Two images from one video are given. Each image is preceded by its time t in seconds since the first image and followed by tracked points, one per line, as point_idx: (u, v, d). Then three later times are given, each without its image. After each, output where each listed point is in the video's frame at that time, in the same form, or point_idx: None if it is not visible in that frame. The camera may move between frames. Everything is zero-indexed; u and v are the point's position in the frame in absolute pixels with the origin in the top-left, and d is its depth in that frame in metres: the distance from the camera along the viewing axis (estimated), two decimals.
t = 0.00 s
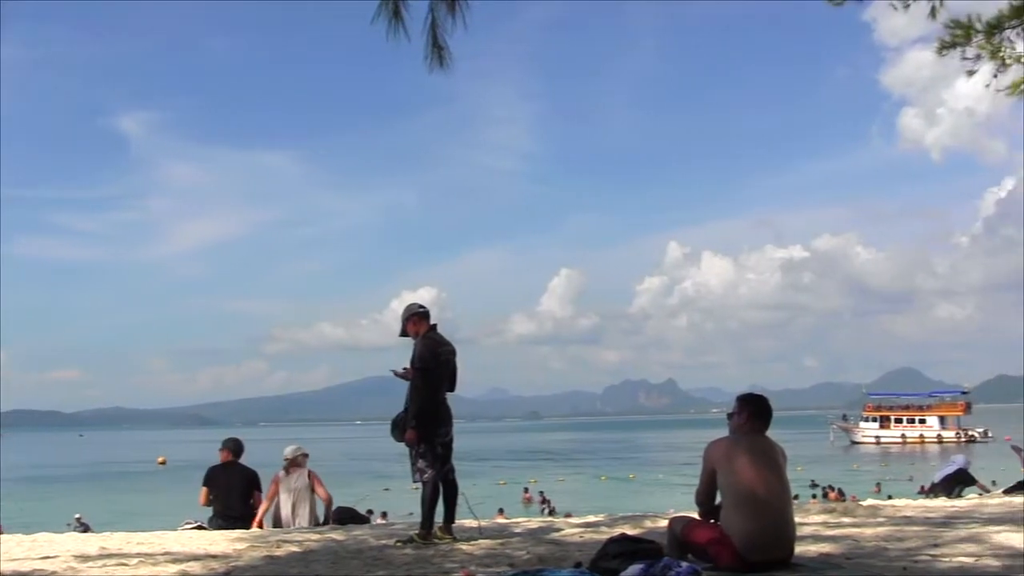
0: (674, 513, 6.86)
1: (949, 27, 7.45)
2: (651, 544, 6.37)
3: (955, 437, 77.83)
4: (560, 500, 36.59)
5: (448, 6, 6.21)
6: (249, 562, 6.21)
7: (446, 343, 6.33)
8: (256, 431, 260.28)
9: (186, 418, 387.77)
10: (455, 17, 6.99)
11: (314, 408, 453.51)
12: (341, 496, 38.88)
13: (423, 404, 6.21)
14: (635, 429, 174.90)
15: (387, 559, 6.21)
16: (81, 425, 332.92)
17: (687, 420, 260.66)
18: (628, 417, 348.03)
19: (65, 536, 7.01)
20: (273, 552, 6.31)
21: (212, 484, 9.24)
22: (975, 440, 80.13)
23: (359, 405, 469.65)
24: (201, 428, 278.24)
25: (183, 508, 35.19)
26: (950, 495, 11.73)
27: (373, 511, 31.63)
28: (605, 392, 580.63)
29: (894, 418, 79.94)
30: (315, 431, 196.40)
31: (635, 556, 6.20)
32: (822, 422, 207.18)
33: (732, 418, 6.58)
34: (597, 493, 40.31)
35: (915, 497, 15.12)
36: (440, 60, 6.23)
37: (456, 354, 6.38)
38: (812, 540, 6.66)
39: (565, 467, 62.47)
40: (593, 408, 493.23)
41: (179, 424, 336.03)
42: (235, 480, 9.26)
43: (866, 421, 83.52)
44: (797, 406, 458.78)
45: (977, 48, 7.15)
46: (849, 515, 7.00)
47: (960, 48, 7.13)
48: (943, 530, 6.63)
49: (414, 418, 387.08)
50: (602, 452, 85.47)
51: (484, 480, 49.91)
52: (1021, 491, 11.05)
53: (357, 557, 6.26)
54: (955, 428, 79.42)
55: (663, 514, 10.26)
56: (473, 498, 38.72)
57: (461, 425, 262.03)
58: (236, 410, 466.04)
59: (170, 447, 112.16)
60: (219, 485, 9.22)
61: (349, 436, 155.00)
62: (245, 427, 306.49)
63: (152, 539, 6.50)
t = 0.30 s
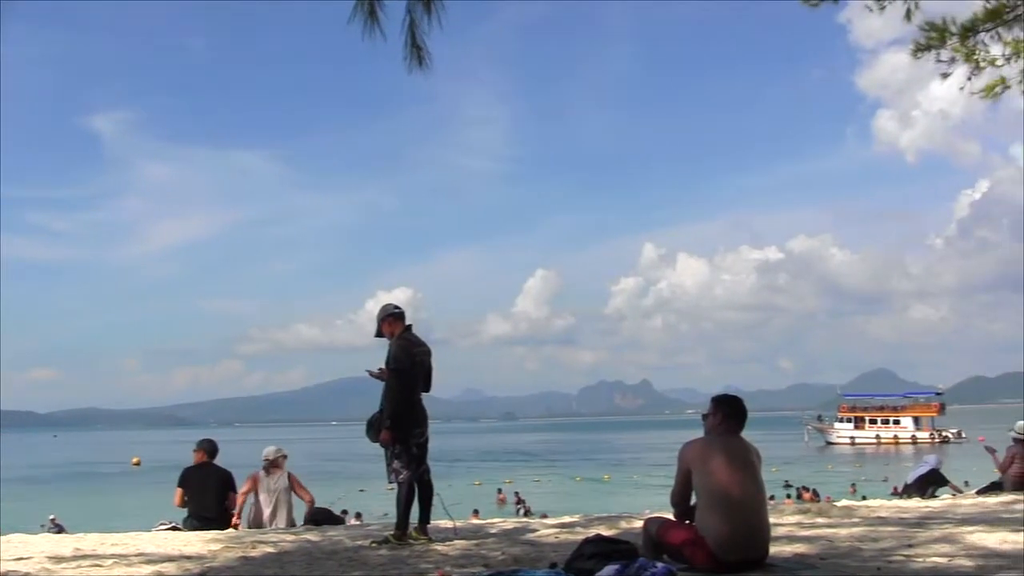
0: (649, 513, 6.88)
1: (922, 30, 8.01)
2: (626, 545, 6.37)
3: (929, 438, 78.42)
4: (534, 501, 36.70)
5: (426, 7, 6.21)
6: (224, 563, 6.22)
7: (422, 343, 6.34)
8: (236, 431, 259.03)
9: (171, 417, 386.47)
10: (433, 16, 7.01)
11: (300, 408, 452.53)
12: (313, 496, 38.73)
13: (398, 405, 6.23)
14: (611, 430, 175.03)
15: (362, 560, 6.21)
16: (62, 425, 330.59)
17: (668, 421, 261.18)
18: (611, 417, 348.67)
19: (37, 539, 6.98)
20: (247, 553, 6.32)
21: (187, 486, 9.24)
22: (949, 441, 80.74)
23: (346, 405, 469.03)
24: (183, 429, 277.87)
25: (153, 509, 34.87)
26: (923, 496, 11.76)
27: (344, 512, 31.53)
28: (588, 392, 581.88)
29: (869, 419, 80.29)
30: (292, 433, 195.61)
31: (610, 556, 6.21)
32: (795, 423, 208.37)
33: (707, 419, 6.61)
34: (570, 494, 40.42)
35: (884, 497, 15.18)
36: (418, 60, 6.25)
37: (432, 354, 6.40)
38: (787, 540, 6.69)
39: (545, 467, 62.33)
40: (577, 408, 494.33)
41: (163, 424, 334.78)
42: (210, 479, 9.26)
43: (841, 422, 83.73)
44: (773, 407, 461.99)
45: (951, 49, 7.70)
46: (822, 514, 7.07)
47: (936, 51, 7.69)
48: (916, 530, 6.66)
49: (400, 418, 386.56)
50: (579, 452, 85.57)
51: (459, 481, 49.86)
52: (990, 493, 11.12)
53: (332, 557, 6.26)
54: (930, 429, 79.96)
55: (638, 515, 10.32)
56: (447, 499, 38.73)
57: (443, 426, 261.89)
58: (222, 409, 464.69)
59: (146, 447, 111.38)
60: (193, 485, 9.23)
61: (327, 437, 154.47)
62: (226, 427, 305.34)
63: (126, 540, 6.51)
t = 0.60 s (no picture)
0: (624, 515, 6.89)
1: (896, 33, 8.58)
2: (600, 545, 6.39)
3: (903, 438, 79.03)
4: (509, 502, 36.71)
5: (400, 8, 6.22)
6: (199, 564, 6.21)
7: (397, 344, 6.34)
8: (217, 430, 257.80)
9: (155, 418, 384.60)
10: (408, 19, 7.01)
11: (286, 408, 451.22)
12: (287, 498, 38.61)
13: (373, 405, 6.23)
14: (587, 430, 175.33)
15: (337, 561, 6.20)
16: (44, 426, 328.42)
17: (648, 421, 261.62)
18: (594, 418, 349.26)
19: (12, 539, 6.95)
20: (223, 554, 6.31)
21: (162, 486, 9.26)
22: (924, 441, 81.31)
23: (332, 404, 468.14)
24: (163, 429, 276.21)
25: (125, 510, 34.62)
26: (896, 496, 11.78)
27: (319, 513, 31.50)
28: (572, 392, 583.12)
29: (844, 420, 80.67)
30: (269, 434, 194.50)
31: (585, 557, 6.21)
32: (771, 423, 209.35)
33: (682, 421, 6.63)
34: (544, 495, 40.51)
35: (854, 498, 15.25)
36: (392, 62, 6.25)
37: (407, 354, 6.40)
38: (761, 541, 6.73)
39: (524, 468, 62.19)
40: (562, 408, 495.05)
41: (146, 424, 333.12)
42: (185, 481, 9.29)
43: (816, 423, 83.68)
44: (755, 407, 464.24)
45: (925, 51, 8.27)
46: (797, 516, 7.11)
47: (910, 53, 8.26)
48: (890, 531, 6.69)
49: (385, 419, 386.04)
50: (558, 453, 85.57)
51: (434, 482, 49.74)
52: (963, 493, 11.17)
53: (307, 558, 6.25)
54: (904, 429, 80.61)
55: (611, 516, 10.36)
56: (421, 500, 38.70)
57: (421, 428, 261.21)
58: (207, 410, 462.78)
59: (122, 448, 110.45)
60: (169, 485, 9.25)
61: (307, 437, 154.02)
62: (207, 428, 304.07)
63: (100, 542, 6.50)
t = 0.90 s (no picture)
0: (607, 515, 6.90)
1: (878, 36, 8.79)
2: (584, 546, 6.39)
3: (886, 439, 79.45)
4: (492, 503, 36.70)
5: (381, 7, 6.22)
6: (181, 564, 6.20)
7: (381, 344, 6.32)
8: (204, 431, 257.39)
9: (144, 418, 383.48)
10: (390, 15, 6.99)
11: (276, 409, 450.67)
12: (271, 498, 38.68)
13: (356, 404, 6.23)
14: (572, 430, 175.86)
15: (320, 562, 6.19)
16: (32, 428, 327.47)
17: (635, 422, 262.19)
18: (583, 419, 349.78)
19: None
20: (206, 554, 6.31)
21: (145, 487, 9.34)
22: (907, 441, 81.77)
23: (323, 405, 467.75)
24: (150, 429, 275.50)
25: (109, 511, 34.67)
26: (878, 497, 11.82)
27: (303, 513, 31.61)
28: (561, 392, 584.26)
29: (827, 420, 80.83)
30: (253, 434, 194.07)
31: (568, 558, 6.21)
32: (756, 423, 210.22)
33: (665, 420, 6.65)
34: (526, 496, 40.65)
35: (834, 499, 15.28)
36: (373, 60, 6.25)
37: (391, 354, 6.39)
38: (745, 541, 6.75)
39: (510, 468, 62.30)
40: (552, 408, 495.70)
41: (134, 424, 332.26)
42: (167, 482, 9.39)
43: (799, 423, 83.34)
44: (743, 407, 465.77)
45: (906, 53, 8.47)
46: (779, 516, 7.14)
47: (892, 55, 8.47)
48: (873, 532, 6.71)
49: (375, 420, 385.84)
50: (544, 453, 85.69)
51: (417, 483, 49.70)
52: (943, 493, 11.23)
53: (290, 559, 6.24)
54: (887, 430, 81.06)
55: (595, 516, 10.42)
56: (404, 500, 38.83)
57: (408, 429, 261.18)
58: (196, 410, 461.67)
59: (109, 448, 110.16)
60: (151, 486, 9.33)
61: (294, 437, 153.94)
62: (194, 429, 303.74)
63: (83, 543, 6.49)
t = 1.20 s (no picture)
0: (599, 516, 6.90)
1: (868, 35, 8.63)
2: (575, 546, 6.39)
3: (877, 439, 79.56)
4: (483, 503, 36.69)
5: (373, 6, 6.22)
6: (172, 564, 6.20)
7: (373, 345, 6.31)
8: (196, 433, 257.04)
9: (137, 419, 382.81)
10: (380, 13, 6.97)
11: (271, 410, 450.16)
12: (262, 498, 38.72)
13: (347, 404, 6.22)
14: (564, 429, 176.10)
15: (311, 561, 6.20)
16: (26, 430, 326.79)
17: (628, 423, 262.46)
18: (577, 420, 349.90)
19: None
20: (196, 554, 6.30)
21: (136, 487, 9.34)
22: (898, 442, 81.89)
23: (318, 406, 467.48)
24: (140, 429, 275.25)
25: (99, 511, 34.65)
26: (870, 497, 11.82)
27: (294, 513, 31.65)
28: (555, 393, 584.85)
29: (817, 420, 80.82)
30: (241, 434, 193.69)
31: (560, 558, 6.20)
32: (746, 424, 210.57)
33: (657, 421, 6.65)
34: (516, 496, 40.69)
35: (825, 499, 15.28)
36: (364, 59, 6.25)
37: (383, 354, 6.38)
38: (735, 541, 6.76)
39: (502, 469, 62.31)
40: (548, 409, 495.98)
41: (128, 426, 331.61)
42: (157, 482, 9.39)
43: (789, 423, 83.05)
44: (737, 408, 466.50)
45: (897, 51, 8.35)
46: (770, 516, 7.15)
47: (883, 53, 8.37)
48: (864, 530, 6.72)
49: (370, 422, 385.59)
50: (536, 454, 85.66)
51: (408, 483, 49.64)
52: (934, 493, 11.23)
53: (280, 559, 6.24)
54: (878, 430, 81.17)
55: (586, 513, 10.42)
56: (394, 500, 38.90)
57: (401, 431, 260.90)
58: (191, 411, 461.13)
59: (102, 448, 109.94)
60: (143, 486, 9.34)
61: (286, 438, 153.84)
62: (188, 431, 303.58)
63: (74, 543, 6.48)
